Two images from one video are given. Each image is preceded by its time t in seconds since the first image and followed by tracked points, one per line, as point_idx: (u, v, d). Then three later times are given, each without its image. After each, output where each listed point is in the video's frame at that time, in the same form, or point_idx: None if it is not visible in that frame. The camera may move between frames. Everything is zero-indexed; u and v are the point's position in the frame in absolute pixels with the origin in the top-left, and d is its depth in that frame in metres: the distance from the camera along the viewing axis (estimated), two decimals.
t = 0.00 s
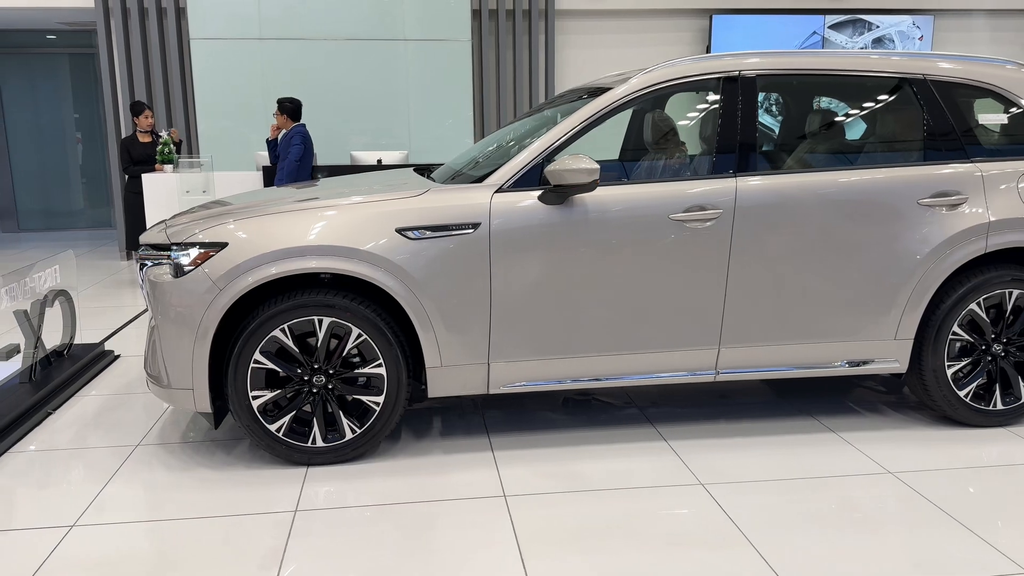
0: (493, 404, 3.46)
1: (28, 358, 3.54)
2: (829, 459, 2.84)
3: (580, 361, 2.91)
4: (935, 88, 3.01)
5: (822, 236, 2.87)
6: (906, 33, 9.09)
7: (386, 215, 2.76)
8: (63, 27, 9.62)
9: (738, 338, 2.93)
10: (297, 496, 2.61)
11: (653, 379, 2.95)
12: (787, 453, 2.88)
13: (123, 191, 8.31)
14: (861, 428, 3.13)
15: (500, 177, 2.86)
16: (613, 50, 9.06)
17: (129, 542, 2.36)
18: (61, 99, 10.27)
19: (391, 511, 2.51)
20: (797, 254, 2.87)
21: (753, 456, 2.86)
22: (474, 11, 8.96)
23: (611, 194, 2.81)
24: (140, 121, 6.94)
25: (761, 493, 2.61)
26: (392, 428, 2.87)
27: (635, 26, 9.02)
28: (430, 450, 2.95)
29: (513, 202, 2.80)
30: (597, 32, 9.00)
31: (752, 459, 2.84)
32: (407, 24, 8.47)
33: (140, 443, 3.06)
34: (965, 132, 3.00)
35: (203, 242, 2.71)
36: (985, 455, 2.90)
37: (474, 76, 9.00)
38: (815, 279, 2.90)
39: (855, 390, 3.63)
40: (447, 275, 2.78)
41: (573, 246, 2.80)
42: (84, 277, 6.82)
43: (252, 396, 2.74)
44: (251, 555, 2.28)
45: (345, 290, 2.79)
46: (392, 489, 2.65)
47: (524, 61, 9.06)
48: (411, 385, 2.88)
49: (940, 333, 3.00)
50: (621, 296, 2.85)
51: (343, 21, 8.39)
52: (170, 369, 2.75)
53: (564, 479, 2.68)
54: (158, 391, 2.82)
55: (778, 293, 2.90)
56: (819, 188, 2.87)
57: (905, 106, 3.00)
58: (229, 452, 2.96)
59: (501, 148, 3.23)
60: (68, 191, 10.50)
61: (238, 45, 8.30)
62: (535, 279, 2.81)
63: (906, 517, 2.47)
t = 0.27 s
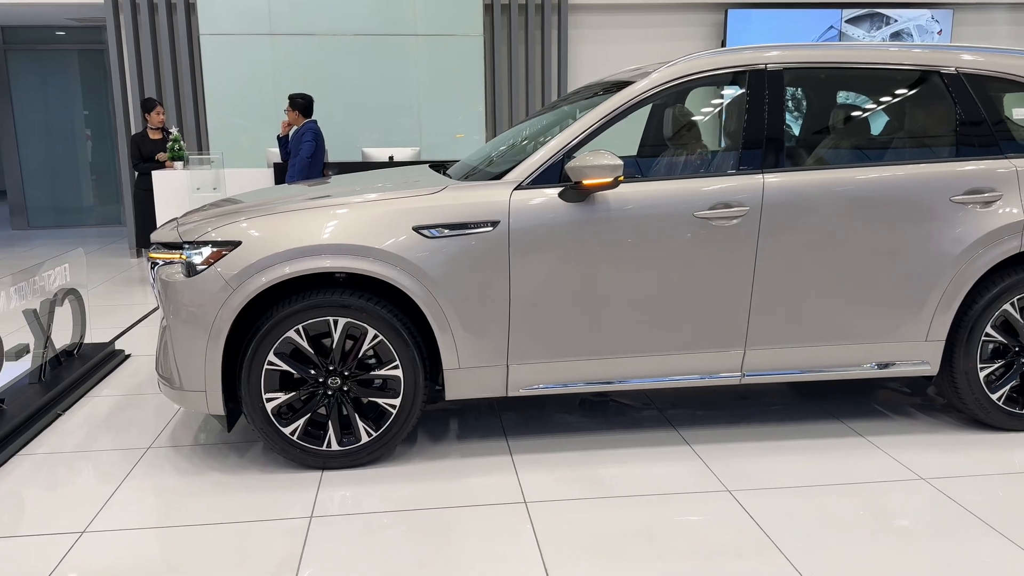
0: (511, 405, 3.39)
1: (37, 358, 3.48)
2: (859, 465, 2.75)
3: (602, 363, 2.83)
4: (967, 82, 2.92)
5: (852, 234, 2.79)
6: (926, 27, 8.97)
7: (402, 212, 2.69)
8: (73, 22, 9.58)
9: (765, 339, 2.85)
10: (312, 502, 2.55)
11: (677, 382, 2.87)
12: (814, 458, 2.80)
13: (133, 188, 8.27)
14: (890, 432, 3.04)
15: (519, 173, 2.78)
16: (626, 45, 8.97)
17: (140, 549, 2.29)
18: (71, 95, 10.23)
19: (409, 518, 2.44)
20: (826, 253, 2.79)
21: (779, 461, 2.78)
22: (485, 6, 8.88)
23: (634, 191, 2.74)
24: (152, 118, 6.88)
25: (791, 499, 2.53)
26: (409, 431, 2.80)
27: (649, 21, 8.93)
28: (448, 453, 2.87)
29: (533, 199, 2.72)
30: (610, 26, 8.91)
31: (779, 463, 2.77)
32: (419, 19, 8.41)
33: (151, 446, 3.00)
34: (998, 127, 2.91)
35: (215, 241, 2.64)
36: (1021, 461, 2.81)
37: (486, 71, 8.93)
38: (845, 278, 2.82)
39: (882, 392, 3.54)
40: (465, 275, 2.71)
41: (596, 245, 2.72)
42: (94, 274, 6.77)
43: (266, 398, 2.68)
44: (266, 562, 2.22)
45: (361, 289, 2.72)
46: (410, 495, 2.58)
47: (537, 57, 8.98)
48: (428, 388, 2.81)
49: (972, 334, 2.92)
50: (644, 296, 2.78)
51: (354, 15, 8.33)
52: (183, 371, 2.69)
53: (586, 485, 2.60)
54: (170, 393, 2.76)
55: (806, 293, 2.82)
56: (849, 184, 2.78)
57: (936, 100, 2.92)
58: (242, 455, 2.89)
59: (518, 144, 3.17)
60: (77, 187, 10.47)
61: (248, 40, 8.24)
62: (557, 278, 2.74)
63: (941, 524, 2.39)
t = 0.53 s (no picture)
0: (526, 408, 3.31)
1: (42, 358, 3.42)
2: (887, 471, 2.67)
3: (622, 366, 2.75)
4: (998, 77, 2.84)
5: (880, 233, 2.71)
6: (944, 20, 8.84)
7: (417, 211, 2.62)
8: (80, 19, 9.53)
9: (790, 341, 2.77)
10: (325, 509, 2.47)
11: (699, 385, 2.80)
12: (841, 465, 2.71)
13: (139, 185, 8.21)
14: (918, 437, 2.96)
15: (537, 170, 2.70)
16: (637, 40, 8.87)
17: (148, 559, 2.22)
18: (77, 92, 10.18)
19: (425, 526, 2.36)
20: (853, 252, 2.71)
21: (805, 467, 2.70)
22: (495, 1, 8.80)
23: (656, 189, 2.66)
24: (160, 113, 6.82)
25: (819, 507, 2.45)
26: (424, 435, 2.72)
27: (660, 16, 8.83)
28: (463, 458, 2.80)
29: (551, 197, 2.64)
30: (621, 21, 8.82)
31: (805, 470, 2.68)
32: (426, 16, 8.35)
33: (158, 450, 2.93)
34: None
35: (225, 240, 2.57)
36: None
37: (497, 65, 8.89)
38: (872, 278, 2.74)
39: (907, 395, 3.45)
40: (481, 275, 2.63)
41: (616, 245, 2.64)
42: (100, 272, 6.71)
43: (278, 401, 2.60)
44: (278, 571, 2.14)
45: (374, 290, 2.64)
46: (425, 502, 2.50)
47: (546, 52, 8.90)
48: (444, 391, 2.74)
49: (1003, 337, 2.83)
50: (665, 297, 2.70)
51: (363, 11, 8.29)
52: (192, 373, 2.62)
53: (607, 492, 2.53)
54: (179, 397, 2.70)
55: (833, 294, 2.74)
56: (877, 181, 2.70)
57: (966, 95, 2.84)
58: (253, 460, 2.82)
59: (532, 141, 3.10)
60: (83, 184, 10.42)
61: (256, 36, 8.18)
62: (576, 279, 2.67)
63: (977, 534, 2.30)
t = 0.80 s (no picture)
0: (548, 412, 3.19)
1: (46, 361, 3.31)
2: (931, 480, 2.54)
3: (651, 369, 2.63)
4: None
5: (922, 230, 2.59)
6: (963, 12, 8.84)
7: (436, 207, 2.49)
8: (84, 13, 9.43)
9: (827, 344, 2.64)
10: (341, 521, 2.36)
11: (732, 390, 2.67)
12: (882, 473, 2.59)
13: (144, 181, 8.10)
14: (959, 442, 2.83)
15: (562, 164, 2.57)
16: (649, 33, 8.74)
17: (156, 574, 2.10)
18: (80, 88, 10.08)
19: (448, 539, 2.24)
20: (893, 250, 2.59)
21: (844, 476, 2.57)
22: None
23: (690, 183, 2.53)
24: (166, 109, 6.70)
25: (862, 517, 2.33)
26: (444, 442, 2.60)
27: (672, 8, 8.70)
28: (484, 466, 2.68)
29: (577, 191, 2.52)
30: (633, 14, 8.69)
31: (844, 478, 2.56)
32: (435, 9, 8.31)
33: (166, 457, 2.82)
34: None
35: (235, 238, 2.45)
36: None
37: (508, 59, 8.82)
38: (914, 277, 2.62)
39: (943, 399, 3.32)
40: (504, 275, 2.51)
41: (645, 242, 2.52)
42: (105, 270, 6.60)
43: (291, 407, 2.49)
44: None
45: (392, 290, 2.52)
46: (447, 513, 2.38)
47: (557, 46, 8.78)
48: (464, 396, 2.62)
49: None
50: (697, 297, 2.57)
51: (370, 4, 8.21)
52: (202, 378, 2.50)
53: (638, 503, 2.40)
54: (188, 402, 2.58)
55: (872, 293, 2.62)
56: (919, 176, 2.57)
57: (1011, 85, 2.71)
58: (264, 467, 2.71)
59: (552, 138, 2.98)
60: (87, 180, 10.31)
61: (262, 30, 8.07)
62: (603, 278, 2.54)
63: None
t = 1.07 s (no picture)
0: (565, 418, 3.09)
1: (46, 365, 3.20)
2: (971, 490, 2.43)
3: (678, 375, 2.52)
4: None
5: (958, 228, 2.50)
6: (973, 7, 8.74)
7: (453, 206, 2.38)
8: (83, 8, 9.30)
9: (860, 347, 2.55)
10: (356, 536, 2.25)
11: (760, 396, 2.57)
12: (919, 483, 2.48)
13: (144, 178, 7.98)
14: (995, 449, 2.73)
15: (584, 161, 2.46)
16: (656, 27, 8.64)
17: None
18: (79, 84, 9.96)
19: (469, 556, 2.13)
20: (928, 249, 2.50)
21: (879, 487, 2.46)
22: None
23: (719, 181, 2.43)
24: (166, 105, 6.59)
25: (903, 531, 2.22)
26: (461, 451, 2.49)
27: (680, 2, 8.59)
28: (503, 476, 2.57)
29: (600, 190, 2.41)
30: (640, 8, 8.58)
31: (879, 489, 2.45)
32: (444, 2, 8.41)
33: (171, 467, 2.71)
34: None
35: (243, 239, 2.34)
36: None
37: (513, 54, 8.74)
38: (948, 277, 2.53)
39: (972, 403, 3.22)
40: (524, 278, 2.40)
41: (672, 243, 2.42)
42: (106, 269, 6.49)
43: (302, 416, 2.38)
44: None
45: (406, 293, 2.42)
46: (467, 528, 2.28)
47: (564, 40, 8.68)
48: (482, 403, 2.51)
49: None
50: (725, 300, 2.47)
51: None
52: (209, 386, 2.40)
53: (666, 516, 2.30)
54: (195, 410, 2.47)
55: (906, 295, 2.52)
56: (954, 173, 2.48)
57: None
58: (273, 478, 2.60)
59: (564, 138, 2.88)
60: (86, 178, 10.19)
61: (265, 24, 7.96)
62: (627, 280, 2.43)
63: None
